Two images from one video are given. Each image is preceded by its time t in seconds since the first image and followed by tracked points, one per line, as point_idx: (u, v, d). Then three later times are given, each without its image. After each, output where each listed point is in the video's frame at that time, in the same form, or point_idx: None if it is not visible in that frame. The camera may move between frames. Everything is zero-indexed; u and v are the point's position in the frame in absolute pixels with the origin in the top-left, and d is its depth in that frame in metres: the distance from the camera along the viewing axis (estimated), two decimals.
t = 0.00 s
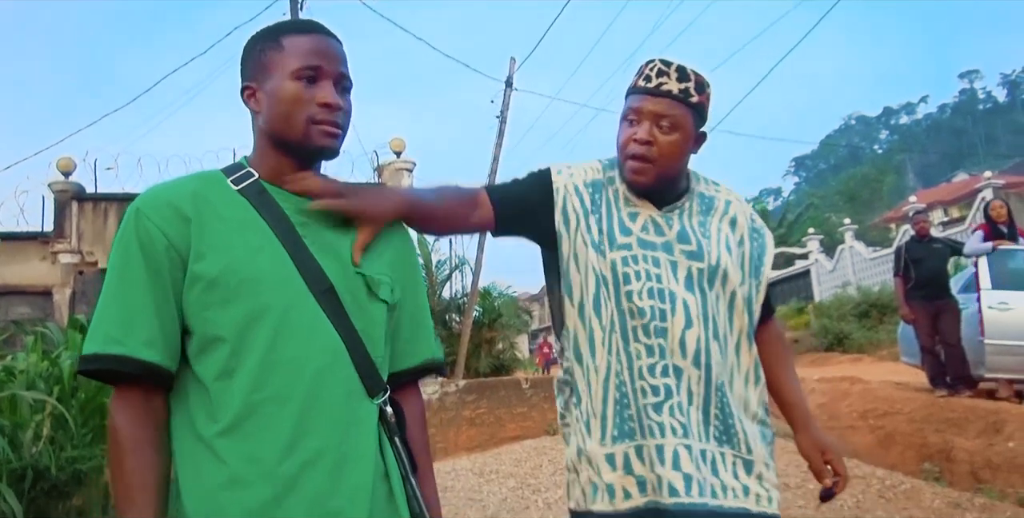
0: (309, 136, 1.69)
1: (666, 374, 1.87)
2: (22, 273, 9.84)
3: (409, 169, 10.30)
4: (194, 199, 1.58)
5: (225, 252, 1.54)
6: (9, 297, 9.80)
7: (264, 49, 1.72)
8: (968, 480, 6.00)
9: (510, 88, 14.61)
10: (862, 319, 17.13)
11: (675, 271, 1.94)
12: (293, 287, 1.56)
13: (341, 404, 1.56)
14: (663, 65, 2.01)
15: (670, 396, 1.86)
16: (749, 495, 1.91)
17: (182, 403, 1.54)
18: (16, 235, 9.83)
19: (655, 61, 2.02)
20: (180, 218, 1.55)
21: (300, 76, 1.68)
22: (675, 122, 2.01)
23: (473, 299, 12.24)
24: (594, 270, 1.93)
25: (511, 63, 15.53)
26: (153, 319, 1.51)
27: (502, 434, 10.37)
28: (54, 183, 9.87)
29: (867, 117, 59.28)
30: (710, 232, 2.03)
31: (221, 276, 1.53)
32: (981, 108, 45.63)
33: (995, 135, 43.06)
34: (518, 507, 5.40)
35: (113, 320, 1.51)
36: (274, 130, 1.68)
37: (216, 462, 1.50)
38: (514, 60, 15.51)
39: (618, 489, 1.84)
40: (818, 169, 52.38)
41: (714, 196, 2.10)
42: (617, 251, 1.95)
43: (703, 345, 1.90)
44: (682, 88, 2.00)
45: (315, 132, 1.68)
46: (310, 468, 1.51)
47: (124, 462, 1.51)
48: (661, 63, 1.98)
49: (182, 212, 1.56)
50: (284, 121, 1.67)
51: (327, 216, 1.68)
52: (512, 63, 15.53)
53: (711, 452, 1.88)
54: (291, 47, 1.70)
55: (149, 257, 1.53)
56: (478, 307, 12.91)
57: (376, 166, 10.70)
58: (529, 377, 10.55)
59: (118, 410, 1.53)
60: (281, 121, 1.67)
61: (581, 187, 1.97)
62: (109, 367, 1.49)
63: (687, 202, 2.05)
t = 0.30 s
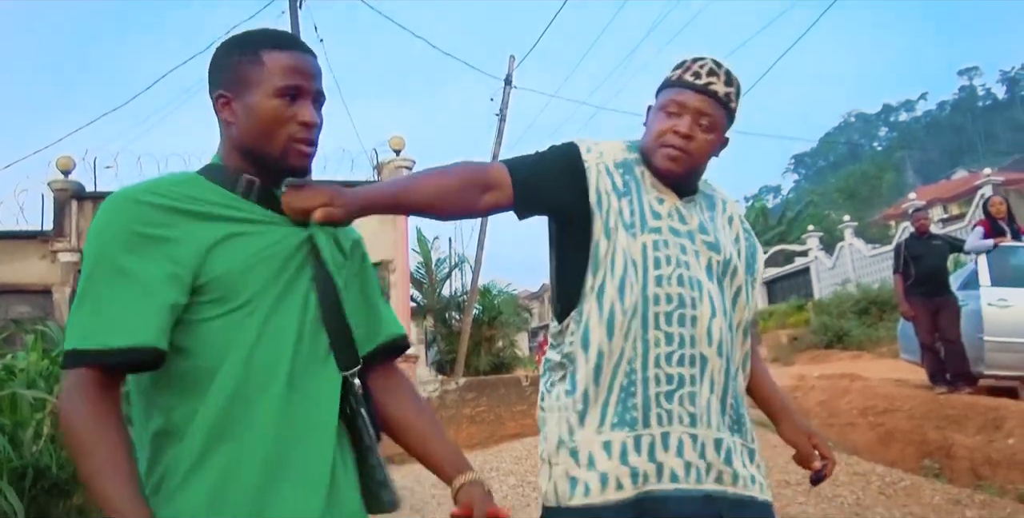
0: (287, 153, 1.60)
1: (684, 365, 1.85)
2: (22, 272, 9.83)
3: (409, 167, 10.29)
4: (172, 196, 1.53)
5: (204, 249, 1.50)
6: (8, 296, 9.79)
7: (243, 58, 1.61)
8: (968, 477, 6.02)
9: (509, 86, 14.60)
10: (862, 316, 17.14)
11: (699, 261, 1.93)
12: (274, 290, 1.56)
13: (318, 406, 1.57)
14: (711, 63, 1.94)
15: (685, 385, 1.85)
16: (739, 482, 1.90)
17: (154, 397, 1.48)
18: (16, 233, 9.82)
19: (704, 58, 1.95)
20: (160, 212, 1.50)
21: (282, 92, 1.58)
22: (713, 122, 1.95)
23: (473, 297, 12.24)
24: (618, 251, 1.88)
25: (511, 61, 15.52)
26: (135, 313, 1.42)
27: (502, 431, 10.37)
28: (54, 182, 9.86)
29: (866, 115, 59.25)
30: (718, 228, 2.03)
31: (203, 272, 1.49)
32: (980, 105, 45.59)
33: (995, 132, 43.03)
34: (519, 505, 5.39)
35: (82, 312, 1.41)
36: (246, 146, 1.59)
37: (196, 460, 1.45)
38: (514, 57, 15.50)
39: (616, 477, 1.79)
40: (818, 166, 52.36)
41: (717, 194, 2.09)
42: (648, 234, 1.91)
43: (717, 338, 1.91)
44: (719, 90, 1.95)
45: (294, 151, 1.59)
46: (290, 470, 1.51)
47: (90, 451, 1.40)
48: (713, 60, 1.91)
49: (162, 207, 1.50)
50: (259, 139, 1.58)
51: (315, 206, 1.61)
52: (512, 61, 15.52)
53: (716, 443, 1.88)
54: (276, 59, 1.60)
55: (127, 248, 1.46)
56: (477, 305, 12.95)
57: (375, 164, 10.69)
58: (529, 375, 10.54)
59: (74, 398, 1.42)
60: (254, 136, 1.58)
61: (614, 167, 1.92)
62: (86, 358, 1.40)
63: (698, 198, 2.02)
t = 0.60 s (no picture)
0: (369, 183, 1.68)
1: (717, 357, 1.82)
2: (21, 273, 9.82)
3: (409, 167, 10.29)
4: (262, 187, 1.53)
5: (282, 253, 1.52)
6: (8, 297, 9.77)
7: (323, 96, 1.67)
8: (968, 474, 6.05)
9: (508, 85, 14.58)
10: (862, 314, 17.15)
11: (727, 259, 1.88)
12: (332, 309, 1.60)
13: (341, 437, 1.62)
14: (753, 76, 1.97)
15: (713, 375, 1.81)
16: (790, 471, 1.84)
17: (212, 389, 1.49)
18: (16, 235, 9.81)
19: (746, 71, 1.98)
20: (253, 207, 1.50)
21: (363, 127, 1.66)
22: (753, 132, 1.95)
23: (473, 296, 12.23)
24: (652, 235, 1.85)
25: (511, 60, 15.50)
26: (227, 302, 1.44)
27: (502, 431, 10.36)
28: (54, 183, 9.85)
29: (866, 112, 59.25)
30: (756, 235, 1.99)
31: (276, 281, 1.51)
32: (980, 102, 45.58)
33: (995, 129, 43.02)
34: (519, 504, 5.38)
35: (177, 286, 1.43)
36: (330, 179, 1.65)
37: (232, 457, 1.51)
38: (514, 56, 15.48)
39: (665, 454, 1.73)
40: (818, 164, 52.38)
41: (756, 207, 2.06)
42: (679, 222, 1.88)
43: (750, 335, 1.87)
44: (764, 105, 1.96)
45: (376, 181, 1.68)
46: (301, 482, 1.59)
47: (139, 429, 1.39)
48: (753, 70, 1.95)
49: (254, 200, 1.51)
50: (345, 172, 1.65)
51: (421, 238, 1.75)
52: (512, 60, 15.50)
53: (752, 433, 1.82)
54: (353, 96, 1.67)
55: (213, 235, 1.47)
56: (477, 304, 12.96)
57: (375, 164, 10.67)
58: (529, 374, 10.55)
59: (142, 368, 1.40)
60: (337, 170, 1.64)
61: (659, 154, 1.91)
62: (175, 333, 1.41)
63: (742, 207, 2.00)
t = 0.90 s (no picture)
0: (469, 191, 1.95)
1: (771, 358, 1.86)
2: (15, 272, 9.77)
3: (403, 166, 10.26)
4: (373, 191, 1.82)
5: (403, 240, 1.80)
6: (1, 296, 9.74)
7: (427, 116, 1.92)
8: (960, 472, 6.11)
9: (502, 84, 14.57)
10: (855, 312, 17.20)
11: (778, 262, 1.93)
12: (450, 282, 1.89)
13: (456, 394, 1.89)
14: (801, 82, 2.05)
15: (760, 375, 1.86)
16: (830, 478, 1.85)
17: (350, 354, 1.76)
18: (9, 234, 9.77)
19: (797, 78, 2.07)
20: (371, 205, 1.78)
21: (465, 144, 1.91)
22: (803, 133, 2.02)
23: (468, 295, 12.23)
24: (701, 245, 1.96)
25: (505, 59, 15.47)
26: (355, 291, 1.71)
27: (497, 430, 10.36)
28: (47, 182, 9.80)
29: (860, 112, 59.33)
30: (819, 247, 2.01)
31: (396, 269, 1.78)
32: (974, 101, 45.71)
33: (988, 128, 43.13)
34: (514, 503, 5.38)
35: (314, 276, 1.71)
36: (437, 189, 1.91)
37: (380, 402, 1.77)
38: (507, 56, 15.44)
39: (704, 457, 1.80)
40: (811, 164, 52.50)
41: (832, 219, 2.09)
42: (724, 232, 1.97)
43: (806, 340, 1.89)
44: (816, 106, 2.03)
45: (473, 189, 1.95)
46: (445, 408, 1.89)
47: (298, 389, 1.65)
48: (801, 78, 2.03)
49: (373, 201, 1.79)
50: (449, 185, 1.91)
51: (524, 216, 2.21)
52: (506, 59, 15.46)
53: (800, 434, 1.85)
54: (455, 116, 1.92)
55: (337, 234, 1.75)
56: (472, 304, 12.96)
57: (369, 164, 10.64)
58: (524, 373, 10.54)
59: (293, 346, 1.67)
60: (443, 182, 1.91)
61: (696, 183, 2.02)
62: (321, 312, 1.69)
63: (807, 213, 2.04)
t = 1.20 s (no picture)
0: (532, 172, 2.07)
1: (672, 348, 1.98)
2: None
3: (371, 163, 10.19)
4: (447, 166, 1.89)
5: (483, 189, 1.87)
6: None
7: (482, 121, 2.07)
8: (918, 469, 6.20)
9: (474, 83, 14.54)
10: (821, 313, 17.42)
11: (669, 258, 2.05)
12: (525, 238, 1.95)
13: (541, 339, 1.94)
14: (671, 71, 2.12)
15: (665, 367, 1.99)
16: (749, 461, 1.92)
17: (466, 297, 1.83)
18: None
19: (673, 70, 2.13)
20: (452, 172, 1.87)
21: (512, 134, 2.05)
22: (673, 117, 2.08)
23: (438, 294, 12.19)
24: (608, 259, 2.13)
25: (477, 58, 15.44)
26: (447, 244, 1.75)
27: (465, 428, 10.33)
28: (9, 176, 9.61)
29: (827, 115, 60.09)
30: (720, 225, 2.05)
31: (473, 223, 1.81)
32: (938, 106, 46.51)
33: (952, 133, 43.91)
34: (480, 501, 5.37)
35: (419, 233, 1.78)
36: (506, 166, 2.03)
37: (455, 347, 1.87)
38: (479, 54, 15.41)
39: (638, 458, 1.97)
40: (780, 165, 53.07)
41: (738, 192, 2.08)
42: (626, 242, 2.12)
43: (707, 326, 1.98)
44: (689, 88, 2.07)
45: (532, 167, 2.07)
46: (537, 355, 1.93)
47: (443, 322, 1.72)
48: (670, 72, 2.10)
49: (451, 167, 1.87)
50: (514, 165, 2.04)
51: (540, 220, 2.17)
52: (478, 57, 15.44)
53: (708, 420, 1.95)
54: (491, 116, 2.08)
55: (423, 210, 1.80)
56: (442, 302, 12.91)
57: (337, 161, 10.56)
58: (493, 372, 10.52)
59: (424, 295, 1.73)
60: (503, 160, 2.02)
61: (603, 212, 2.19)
62: (438, 259, 1.75)
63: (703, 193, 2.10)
